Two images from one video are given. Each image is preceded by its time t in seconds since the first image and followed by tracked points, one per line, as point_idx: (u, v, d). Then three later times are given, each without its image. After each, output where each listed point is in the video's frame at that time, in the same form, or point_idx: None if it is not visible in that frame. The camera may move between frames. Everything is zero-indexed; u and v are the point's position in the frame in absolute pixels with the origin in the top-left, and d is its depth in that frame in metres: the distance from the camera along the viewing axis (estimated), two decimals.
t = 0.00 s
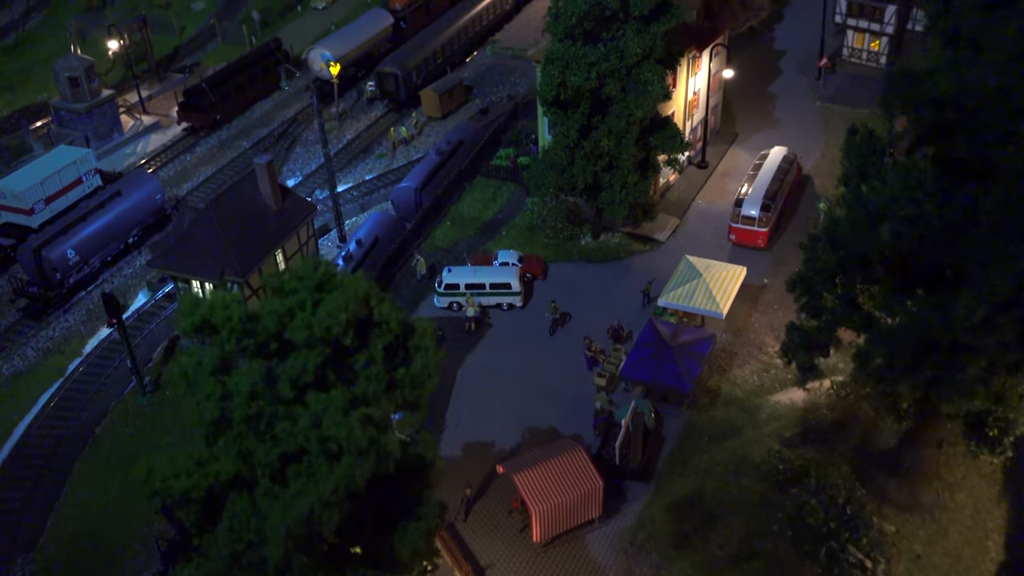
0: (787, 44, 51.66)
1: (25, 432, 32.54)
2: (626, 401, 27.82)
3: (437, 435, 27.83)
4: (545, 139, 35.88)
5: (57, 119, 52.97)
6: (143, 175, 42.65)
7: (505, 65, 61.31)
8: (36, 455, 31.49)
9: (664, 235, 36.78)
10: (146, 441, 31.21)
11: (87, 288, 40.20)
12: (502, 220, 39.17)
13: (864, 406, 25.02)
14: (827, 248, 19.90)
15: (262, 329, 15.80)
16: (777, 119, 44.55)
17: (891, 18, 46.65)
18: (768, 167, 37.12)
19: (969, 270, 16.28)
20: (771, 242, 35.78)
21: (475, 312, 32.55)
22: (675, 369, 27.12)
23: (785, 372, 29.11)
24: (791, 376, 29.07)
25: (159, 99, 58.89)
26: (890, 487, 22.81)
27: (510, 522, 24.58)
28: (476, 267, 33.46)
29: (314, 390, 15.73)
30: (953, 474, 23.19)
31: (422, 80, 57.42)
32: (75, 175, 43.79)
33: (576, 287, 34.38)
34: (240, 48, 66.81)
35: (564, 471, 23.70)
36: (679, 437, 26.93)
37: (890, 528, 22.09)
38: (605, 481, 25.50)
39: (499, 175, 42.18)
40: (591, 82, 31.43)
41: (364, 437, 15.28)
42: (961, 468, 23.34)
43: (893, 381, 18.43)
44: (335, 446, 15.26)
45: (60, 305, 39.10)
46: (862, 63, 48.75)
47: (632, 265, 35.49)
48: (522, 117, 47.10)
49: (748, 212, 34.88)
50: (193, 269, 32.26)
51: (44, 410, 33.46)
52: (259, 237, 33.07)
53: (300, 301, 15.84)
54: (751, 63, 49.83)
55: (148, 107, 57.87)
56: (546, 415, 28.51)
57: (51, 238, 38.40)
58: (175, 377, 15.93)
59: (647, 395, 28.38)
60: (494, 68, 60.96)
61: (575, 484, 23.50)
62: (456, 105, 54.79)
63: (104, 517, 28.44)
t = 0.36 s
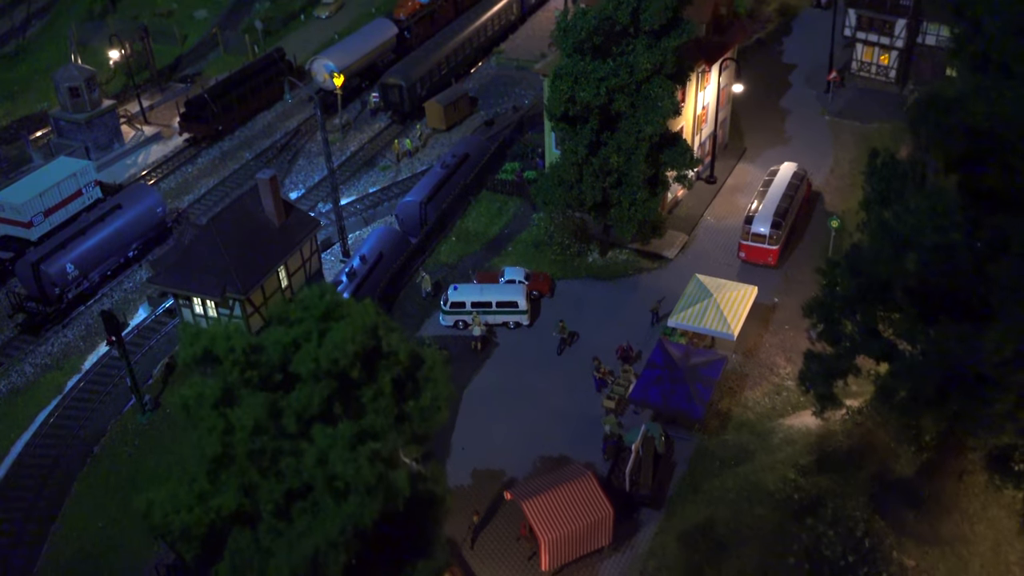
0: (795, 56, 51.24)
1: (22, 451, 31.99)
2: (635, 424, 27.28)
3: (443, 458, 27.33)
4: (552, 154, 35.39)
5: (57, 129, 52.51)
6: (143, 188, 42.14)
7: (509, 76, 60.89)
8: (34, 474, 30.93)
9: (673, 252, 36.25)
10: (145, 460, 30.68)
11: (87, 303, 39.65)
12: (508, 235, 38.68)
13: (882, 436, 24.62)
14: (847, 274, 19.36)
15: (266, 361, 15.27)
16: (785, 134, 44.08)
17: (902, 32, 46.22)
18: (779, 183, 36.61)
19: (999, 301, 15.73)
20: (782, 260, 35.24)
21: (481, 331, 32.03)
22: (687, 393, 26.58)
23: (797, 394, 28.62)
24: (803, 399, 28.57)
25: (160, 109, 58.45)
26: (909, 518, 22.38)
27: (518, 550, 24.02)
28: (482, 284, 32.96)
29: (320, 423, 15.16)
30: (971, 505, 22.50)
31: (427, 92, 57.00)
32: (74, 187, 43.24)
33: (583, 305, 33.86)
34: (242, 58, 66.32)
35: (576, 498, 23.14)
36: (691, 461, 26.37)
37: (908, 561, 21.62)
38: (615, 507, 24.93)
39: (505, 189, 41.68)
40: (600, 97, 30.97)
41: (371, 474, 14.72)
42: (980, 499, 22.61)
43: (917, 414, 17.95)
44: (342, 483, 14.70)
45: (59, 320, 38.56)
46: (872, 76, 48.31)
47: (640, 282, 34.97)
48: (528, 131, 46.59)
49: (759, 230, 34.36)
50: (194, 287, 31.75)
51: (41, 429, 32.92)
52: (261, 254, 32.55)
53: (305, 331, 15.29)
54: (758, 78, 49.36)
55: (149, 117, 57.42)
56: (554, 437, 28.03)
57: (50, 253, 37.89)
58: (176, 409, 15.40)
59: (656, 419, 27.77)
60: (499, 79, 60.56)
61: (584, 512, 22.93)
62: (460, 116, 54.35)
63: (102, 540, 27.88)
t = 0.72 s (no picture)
0: (801, 68, 50.98)
1: (25, 471, 31.67)
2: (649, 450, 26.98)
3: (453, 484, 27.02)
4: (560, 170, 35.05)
5: (57, 139, 52.07)
6: (146, 201, 41.74)
7: (512, 86, 60.58)
8: (38, 496, 30.60)
9: (681, 268, 35.92)
10: (151, 482, 30.45)
11: (88, 317, 39.23)
12: (514, 251, 38.35)
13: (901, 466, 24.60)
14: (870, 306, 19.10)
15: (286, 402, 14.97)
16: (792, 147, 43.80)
17: (909, 45, 45.84)
18: (788, 200, 36.32)
19: None
20: (791, 277, 34.96)
21: (490, 351, 31.68)
22: (701, 419, 26.26)
23: (810, 417, 28.37)
24: (817, 421, 28.31)
25: (161, 117, 58.03)
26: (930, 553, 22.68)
27: None
28: (490, 302, 32.61)
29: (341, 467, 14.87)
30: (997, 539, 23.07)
31: (429, 101, 56.67)
32: (76, 199, 42.77)
33: (592, 323, 33.53)
34: (242, 65, 65.88)
35: (594, 528, 22.83)
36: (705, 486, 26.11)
37: None
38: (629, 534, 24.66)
39: (511, 203, 41.34)
40: (612, 116, 30.66)
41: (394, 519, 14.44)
42: (1004, 531, 23.23)
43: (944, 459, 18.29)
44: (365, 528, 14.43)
45: (61, 336, 38.15)
46: (878, 88, 48.00)
47: (649, 299, 34.66)
48: (533, 143, 46.28)
49: (769, 248, 34.07)
50: (200, 306, 31.36)
51: (44, 448, 32.57)
52: (267, 271, 32.18)
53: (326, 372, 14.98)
54: (763, 90, 49.08)
55: (149, 125, 56.99)
56: (565, 462, 27.71)
57: (52, 268, 37.47)
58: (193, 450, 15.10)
59: (668, 442, 27.45)
60: (502, 88, 60.23)
61: (600, 542, 22.63)
62: (463, 127, 54.01)
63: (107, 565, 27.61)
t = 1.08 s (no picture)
0: (807, 82, 50.93)
1: (32, 489, 31.55)
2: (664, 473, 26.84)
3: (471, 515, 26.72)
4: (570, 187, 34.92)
5: (61, 150, 51.94)
6: (152, 215, 41.52)
7: (516, 97, 60.45)
8: (46, 516, 30.48)
9: (691, 285, 35.80)
10: (158, 502, 30.35)
11: (94, 332, 39.01)
12: (523, 267, 38.21)
13: (925, 493, 24.56)
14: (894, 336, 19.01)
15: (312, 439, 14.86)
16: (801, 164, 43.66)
17: (916, 59, 45.96)
18: (798, 217, 36.23)
19: None
20: (802, 296, 34.88)
21: (501, 370, 31.54)
22: (717, 442, 26.10)
23: (824, 439, 28.27)
24: (831, 444, 28.21)
25: (164, 128, 57.88)
26: None
27: None
28: (501, 321, 32.48)
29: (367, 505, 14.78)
30: (1020, 566, 22.29)
31: (433, 113, 56.52)
32: (82, 213, 42.56)
33: (603, 342, 33.38)
34: (244, 75, 65.61)
35: (613, 554, 22.70)
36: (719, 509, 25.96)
37: None
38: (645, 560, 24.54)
39: (518, 218, 41.20)
40: (625, 135, 30.52)
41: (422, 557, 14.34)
42: None
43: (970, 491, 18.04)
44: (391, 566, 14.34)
45: (67, 351, 37.94)
46: (885, 103, 47.87)
47: (659, 318, 34.54)
48: (539, 157, 46.08)
49: (780, 266, 33.98)
50: (209, 325, 31.13)
51: (51, 465, 32.43)
52: (277, 289, 32.00)
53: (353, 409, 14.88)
54: (769, 105, 49.01)
55: (153, 136, 56.83)
56: (579, 483, 27.56)
57: (58, 283, 37.26)
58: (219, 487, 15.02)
59: (682, 464, 27.31)
60: (506, 100, 60.09)
61: (618, 569, 22.50)
62: (468, 139, 53.86)
63: None
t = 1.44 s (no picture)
0: (812, 99, 51.16)
1: (44, 505, 31.57)
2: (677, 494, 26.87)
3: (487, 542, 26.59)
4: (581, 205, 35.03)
5: (69, 163, 52.09)
6: (160, 229, 41.57)
7: (521, 112, 60.62)
8: (59, 531, 30.53)
9: (700, 304, 35.87)
10: (169, 519, 30.40)
11: (103, 347, 39.00)
12: (532, 284, 38.30)
13: (941, 518, 24.64)
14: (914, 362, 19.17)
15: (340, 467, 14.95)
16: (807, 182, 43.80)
17: (923, 77, 46.31)
18: (807, 236, 36.36)
19: None
20: (811, 315, 35.00)
21: (512, 388, 31.56)
22: (731, 463, 26.15)
23: (837, 459, 28.35)
24: (843, 464, 28.30)
25: (171, 141, 58.01)
26: None
27: None
28: (512, 339, 32.53)
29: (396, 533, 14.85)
30: None
31: (439, 128, 56.66)
32: (90, 227, 42.60)
33: (614, 360, 33.43)
34: (250, 88, 65.70)
35: None
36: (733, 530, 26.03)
37: None
38: None
39: (526, 235, 41.30)
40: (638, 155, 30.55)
41: None
42: None
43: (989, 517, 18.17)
44: None
45: (76, 365, 37.94)
46: (890, 121, 47.99)
47: (669, 336, 34.59)
48: (546, 173, 46.17)
49: (790, 285, 34.08)
50: (222, 341, 31.14)
51: (62, 481, 32.44)
52: (288, 306, 32.03)
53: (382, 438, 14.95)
54: (775, 122, 49.18)
55: (160, 149, 56.95)
56: (592, 502, 27.64)
57: (68, 298, 37.28)
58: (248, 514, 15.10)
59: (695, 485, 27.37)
60: (511, 115, 60.26)
61: None
62: (474, 154, 54.01)
63: None
